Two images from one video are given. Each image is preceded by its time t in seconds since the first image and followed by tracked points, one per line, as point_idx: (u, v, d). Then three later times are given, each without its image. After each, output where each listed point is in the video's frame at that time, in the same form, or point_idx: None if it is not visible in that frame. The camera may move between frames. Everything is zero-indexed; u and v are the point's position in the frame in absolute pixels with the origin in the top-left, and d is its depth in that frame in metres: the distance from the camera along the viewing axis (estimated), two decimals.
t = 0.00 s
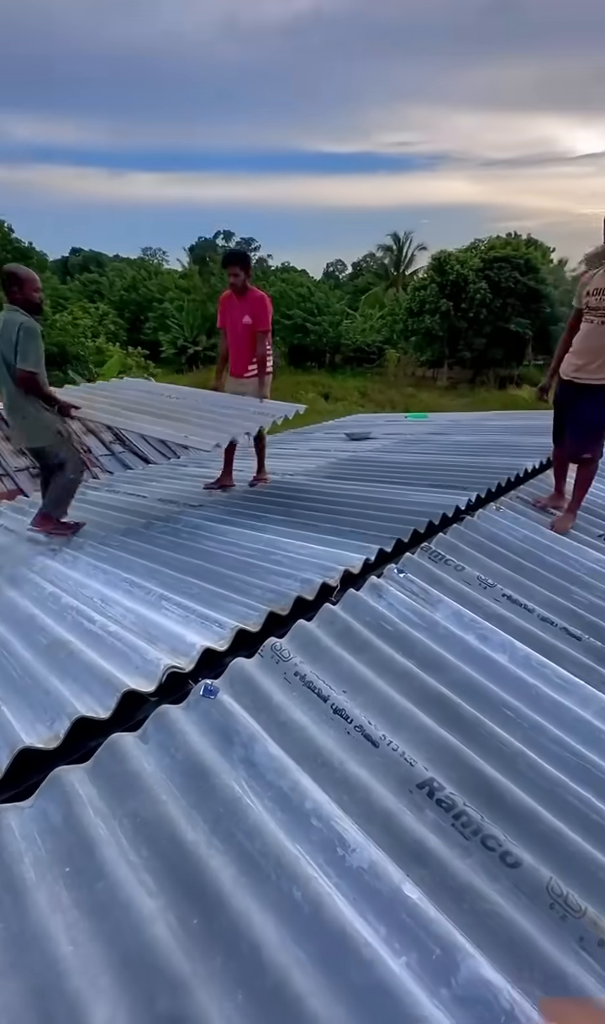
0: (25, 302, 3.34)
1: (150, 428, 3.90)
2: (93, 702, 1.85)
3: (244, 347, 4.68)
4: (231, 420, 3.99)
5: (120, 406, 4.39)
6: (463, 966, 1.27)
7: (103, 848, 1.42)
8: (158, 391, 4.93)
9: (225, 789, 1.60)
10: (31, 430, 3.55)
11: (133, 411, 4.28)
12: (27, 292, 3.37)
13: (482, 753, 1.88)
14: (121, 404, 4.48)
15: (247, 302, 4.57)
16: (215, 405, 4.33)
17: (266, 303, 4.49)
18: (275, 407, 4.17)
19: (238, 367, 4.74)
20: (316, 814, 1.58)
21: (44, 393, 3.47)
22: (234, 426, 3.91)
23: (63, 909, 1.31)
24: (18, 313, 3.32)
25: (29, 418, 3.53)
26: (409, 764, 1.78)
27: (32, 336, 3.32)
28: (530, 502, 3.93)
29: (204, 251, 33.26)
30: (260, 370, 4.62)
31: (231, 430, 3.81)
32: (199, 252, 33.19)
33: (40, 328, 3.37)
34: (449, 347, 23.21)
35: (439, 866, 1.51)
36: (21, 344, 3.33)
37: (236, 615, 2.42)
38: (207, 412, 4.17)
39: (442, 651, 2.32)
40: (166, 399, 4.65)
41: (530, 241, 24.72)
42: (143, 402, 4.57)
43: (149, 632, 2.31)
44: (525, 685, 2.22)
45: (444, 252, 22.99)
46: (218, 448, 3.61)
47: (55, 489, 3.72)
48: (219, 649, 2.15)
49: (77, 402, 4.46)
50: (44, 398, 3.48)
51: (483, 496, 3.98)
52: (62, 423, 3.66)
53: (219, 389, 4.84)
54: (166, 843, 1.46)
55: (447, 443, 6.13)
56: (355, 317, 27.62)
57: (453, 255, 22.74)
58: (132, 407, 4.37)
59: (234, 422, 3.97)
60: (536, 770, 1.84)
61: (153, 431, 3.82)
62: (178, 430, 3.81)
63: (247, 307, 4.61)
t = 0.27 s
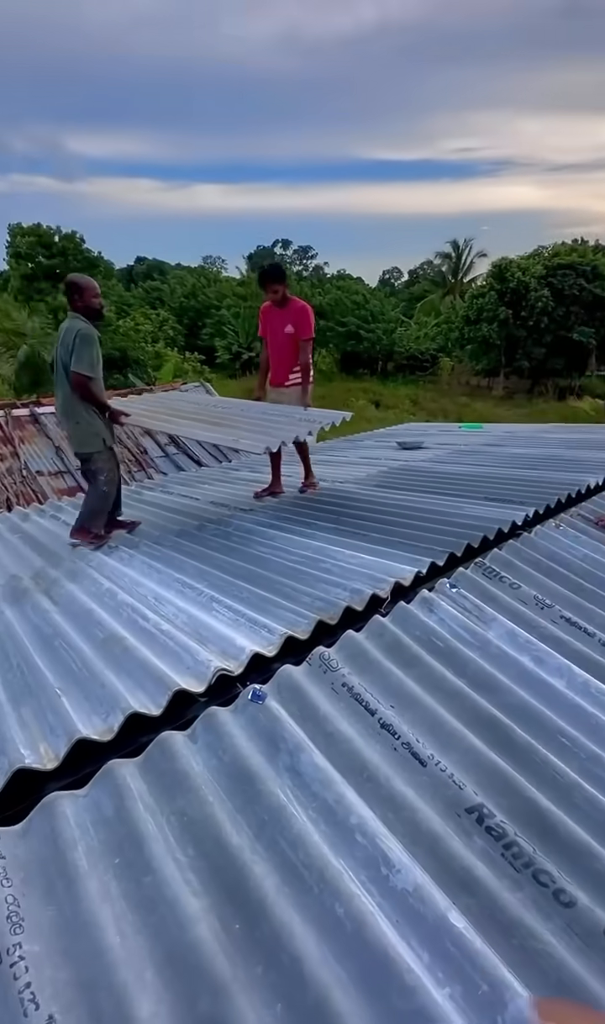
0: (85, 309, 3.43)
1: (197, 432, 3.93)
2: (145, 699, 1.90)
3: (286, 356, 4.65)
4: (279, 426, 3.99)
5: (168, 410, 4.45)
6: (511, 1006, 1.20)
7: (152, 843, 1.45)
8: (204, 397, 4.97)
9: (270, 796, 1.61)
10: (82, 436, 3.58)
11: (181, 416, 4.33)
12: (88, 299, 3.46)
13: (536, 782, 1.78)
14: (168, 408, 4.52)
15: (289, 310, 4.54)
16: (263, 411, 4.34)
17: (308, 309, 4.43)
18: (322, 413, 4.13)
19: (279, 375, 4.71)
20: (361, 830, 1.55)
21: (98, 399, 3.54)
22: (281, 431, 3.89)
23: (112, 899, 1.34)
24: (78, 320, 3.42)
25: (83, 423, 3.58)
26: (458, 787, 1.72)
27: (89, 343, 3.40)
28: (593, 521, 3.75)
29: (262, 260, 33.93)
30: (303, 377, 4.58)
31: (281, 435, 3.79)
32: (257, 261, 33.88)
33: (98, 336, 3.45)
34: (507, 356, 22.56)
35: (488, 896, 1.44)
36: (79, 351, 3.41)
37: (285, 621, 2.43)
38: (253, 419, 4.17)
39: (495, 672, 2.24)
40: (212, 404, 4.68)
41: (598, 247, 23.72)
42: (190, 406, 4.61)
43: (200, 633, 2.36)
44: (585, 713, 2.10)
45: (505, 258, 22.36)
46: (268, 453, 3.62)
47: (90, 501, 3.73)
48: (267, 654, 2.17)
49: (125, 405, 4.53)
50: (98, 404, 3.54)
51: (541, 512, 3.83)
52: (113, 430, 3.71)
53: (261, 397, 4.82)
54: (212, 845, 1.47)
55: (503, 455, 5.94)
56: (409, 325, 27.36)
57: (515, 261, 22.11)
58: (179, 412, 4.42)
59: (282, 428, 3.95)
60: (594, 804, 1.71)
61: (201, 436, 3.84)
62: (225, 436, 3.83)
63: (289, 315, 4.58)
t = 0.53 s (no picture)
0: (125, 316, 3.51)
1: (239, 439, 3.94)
2: (191, 697, 1.94)
3: (329, 363, 4.65)
4: (322, 432, 3.96)
5: (213, 417, 4.50)
6: None
7: (195, 840, 1.47)
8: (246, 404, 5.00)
9: (312, 803, 1.60)
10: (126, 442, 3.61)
11: (224, 422, 4.37)
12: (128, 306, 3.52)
13: (588, 810, 1.68)
14: (211, 415, 4.58)
15: (332, 318, 4.53)
16: (305, 418, 4.32)
17: (352, 316, 4.41)
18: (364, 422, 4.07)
19: (322, 382, 4.73)
20: (402, 845, 1.53)
21: (141, 405, 3.58)
22: (322, 438, 3.84)
23: (155, 891, 1.36)
24: (120, 327, 3.46)
25: (127, 429, 3.61)
26: (504, 810, 1.66)
27: (132, 349, 3.44)
28: None
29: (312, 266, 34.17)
30: (345, 382, 4.57)
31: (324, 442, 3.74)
32: (308, 267, 34.17)
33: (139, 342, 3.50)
34: (562, 365, 21.79)
35: (535, 927, 1.37)
36: (122, 358, 3.46)
37: (329, 628, 2.42)
38: (294, 426, 4.15)
39: (546, 692, 2.15)
40: (253, 410, 4.70)
41: None
42: (233, 412, 4.65)
43: (245, 636, 2.38)
44: None
45: (564, 264, 21.60)
46: (313, 460, 3.60)
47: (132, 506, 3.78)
48: (311, 661, 2.17)
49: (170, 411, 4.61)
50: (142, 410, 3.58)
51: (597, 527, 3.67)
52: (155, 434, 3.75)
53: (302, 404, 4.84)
54: (253, 847, 1.48)
55: (557, 467, 5.73)
56: (460, 332, 26.88)
57: (574, 267, 21.31)
58: (222, 419, 4.46)
59: (324, 435, 3.91)
60: None
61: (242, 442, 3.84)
62: (267, 443, 3.83)
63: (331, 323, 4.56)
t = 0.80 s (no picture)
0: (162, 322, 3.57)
1: (276, 446, 3.92)
2: (233, 697, 1.95)
3: (372, 368, 4.60)
4: (362, 441, 3.90)
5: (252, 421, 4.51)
6: None
7: (234, 841, 1.47)
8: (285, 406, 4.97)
9: (351, 812, 1.57)
10: (156, 442, 3.67)
11: (262, 426, 4.36)
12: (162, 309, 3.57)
13: None
14: (250, 419, 4.57)
15: (378, 323, 4.48)
16: (345, 425, 4.27)
17: (399, 321, 4.35)
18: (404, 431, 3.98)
19: (364, 388, 4.68)
20: (444, 864, 1.48)
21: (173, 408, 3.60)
22: (360, 450, 3.77)
23: (194, 888, 1.37)
24: (156, 331, 3.52)
25: (158, 429, 3.68)
26: (553, 836, 1.58)
27: (166, 353, 3.49)
28: None
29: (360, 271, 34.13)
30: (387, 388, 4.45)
31: (362, 454, 3.68)
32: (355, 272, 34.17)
33: (175, 347, 3.55)
34: None
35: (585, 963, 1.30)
36: (157, 361, 3.53)
37: (371, 635, 2.39)
38: (333, 433, 4.10)
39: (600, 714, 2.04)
40: (292, 415, 4.67)
41: None
42: (272, 417, 4.64)
43: (286, 639, 2.38)
44: None
45: None
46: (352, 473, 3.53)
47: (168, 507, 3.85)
48: (353, 667, 2.14)
49: (210, 413, 4.63)
50: (175, 412, 3.62)
51: None
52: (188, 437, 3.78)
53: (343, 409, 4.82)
54: (291, 853, 1.47)
55: None
56: (510, 338, 26.22)
57: None
58: (261, 422, 4.45)
59: (363, 446, 3.84)
60: None
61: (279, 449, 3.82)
62: (304, 451, 3.80)
63: (377, 329, 4.52)
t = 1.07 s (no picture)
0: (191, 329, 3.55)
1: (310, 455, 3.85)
2: (272, 705, 1.92)
3: (417, 374, 4.48)
4: (401, 450, 3.77)
5: (287, 426, 4.44)
6: None
7: (271, 855, 1.43)
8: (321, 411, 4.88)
9: (393, 834, 1.51)
10: (182, 445, 3.65)
11: (297, 432, 4.28)
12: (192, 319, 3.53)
13: None
14: (284, 424, 4.50)
15: (426, 327, 4.34)
16: (383, 432, 4.14)
17: (447, 326, 4.20)
18: (444, 439, 3.82)
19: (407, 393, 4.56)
20: (490, 897, 1.39)
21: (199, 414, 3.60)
22: (398, 461, 3.62)
23: (230, 902, 1.33)
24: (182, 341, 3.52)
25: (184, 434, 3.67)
26: None
27: (190, 361, 3.49)
28: None
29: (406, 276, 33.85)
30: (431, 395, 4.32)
31: (398, 465, 3.55)
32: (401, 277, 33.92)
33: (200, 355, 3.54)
34: None
35: None
36: (183, 370, 3.53)
37: (415, 648, 2.31)
38: (368, 440, 3.97)
39: None
40: (327, 420, 4.57)
41: None
42: (307, 422, 4.55)
43: (326, 647, 2.33)
44: None
45: None
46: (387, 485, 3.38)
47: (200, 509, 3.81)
48: (395, 681, 2.07)
49: (244, 419, 4.59)
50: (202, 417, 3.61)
51: None
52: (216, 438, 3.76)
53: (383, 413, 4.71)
54: (329, 873, 1.41)
55: None
56: (561, 344, 25.36)
57: None
58: (295, 429, 4.37)
59: (399, 456, 3.69)
60: None
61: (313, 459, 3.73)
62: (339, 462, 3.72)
63: (424, 333, 4.37)
